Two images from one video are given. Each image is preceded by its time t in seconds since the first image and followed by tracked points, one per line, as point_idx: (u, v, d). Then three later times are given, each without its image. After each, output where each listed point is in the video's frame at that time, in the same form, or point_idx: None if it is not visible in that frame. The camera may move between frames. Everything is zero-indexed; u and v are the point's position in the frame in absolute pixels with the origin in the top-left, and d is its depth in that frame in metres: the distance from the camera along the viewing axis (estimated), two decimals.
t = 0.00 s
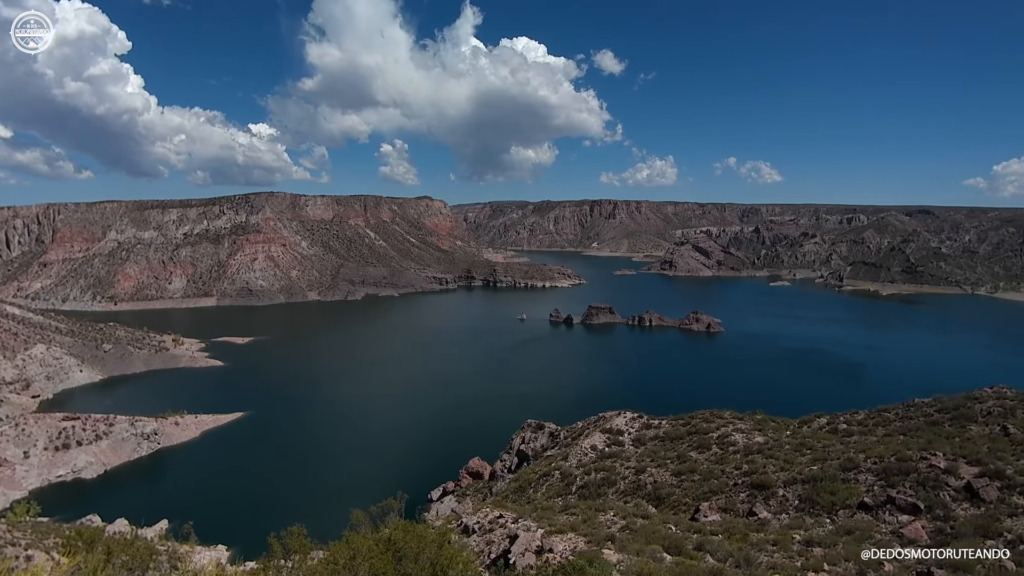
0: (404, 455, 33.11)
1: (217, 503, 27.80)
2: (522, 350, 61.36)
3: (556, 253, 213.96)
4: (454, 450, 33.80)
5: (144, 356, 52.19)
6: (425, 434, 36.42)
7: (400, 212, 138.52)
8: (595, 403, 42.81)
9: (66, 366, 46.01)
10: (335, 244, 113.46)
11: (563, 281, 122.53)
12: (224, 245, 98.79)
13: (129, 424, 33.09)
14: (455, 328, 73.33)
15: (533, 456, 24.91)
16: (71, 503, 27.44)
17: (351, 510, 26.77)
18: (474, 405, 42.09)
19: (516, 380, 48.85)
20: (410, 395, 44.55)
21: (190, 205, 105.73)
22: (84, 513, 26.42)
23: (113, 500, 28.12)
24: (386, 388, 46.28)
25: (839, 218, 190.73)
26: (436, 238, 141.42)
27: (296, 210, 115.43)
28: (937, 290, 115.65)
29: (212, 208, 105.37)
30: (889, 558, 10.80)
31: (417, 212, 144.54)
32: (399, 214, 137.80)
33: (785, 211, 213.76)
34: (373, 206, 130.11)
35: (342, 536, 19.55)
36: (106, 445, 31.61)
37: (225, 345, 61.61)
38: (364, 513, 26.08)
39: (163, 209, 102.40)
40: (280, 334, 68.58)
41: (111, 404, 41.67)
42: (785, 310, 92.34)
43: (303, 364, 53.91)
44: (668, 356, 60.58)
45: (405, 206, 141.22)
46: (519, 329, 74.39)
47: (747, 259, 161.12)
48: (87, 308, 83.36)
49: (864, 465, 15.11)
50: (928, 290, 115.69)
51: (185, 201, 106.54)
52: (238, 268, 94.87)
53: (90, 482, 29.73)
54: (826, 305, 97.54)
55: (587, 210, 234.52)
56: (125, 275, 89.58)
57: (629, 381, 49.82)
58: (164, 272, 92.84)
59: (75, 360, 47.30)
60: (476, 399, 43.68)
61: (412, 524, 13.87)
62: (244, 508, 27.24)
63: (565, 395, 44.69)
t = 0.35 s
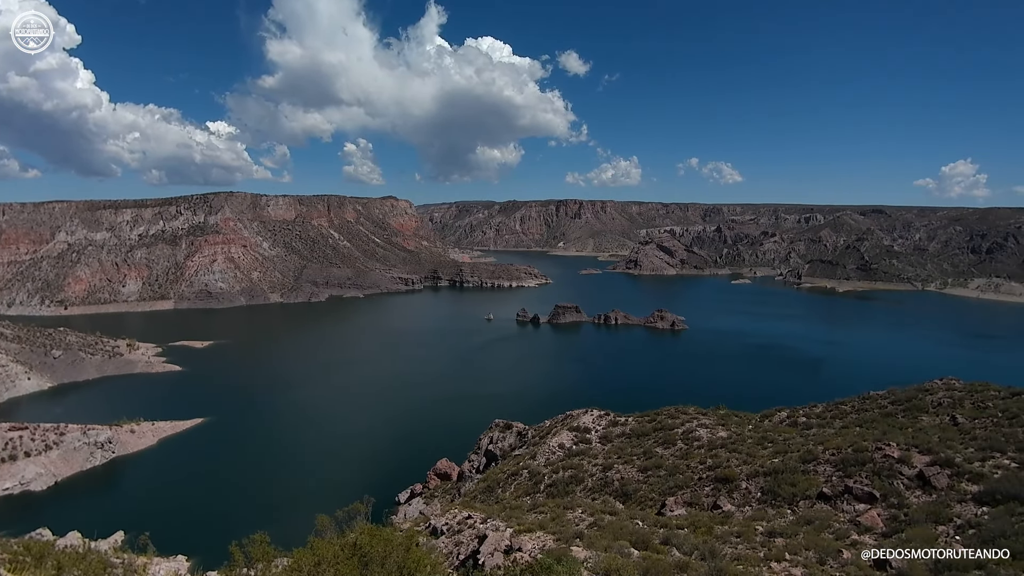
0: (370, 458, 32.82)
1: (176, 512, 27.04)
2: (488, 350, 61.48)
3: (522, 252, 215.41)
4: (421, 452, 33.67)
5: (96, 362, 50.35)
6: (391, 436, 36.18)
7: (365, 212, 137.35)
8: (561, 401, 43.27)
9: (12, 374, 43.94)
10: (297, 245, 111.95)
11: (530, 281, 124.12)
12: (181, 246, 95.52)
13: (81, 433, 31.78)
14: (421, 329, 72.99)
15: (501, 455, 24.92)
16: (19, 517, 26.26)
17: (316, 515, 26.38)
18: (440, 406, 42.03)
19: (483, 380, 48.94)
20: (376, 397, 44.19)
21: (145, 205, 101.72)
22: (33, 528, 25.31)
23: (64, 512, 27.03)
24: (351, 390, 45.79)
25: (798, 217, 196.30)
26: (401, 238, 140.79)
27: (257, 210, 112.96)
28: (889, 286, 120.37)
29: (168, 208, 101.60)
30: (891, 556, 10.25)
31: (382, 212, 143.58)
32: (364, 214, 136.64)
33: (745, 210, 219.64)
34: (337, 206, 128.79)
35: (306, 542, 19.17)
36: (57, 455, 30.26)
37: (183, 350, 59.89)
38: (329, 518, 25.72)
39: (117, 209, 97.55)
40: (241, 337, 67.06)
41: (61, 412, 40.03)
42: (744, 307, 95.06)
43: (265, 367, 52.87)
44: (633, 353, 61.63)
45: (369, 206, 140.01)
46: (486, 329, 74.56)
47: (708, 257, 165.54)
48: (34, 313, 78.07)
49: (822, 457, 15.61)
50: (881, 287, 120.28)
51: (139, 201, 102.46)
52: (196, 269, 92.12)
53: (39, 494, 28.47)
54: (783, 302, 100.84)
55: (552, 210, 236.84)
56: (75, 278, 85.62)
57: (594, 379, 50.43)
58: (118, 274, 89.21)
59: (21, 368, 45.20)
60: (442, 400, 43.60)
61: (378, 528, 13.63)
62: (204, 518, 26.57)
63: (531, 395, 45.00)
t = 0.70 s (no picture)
0: (333, 461, 32.39)
1: (129, 524, 26.09)
2: (453, 351, 61.36)
3: (487, 252, 215.80)
4: (386, 454, 33.38)
5: (43, 369, 48.11)
6: (355, 439, 35.77)
7: (326, 212, 135.45)
8: (525, 400, 43.51)
9: None
10: (256, 246, 109.52)
11: (495, 281, 125.43)
12: (133, 248, 91.70)
13: (26, 444, 30.38)
14: (385, 330, 72.35)
15: (467, 456, 24.86)
16: None
17: (278, 521, 25.88)
18: (404, 407, 41.80)
19: (447, 381, 48.79)
20: (339, 399, 43.63)
21: (94, 205, 96.35)
22: None
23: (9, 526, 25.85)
24: (313, 393, 45.11)
25: (756, 216, 201.91)
26: (364, 238, 139.43)
27: (214, 210, 109.59)
28: (843, 283, 124.77)
29: (119, 209, 96.47)
30: (889, 557, 9.74)
31: (344, 212, 141.94)
32: (325, 214, 134.69)
33: (706, 210, 224.66)
34: (298, 206, 126.63)
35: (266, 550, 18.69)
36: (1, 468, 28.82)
37: (137, 355, 57.90)
38: (292, 524, 25.28)
39: (64, 210, 91.98)
40: (198, 341, 65.22)
41: (5, 422, 38.22)
42: (704, 304, 97.44)
43: (223, 371, 51.60)
44: (597, 351, 62.48)
45: (331, 206, 138.36)
46: (451, 329, 74.39)
47: (669, 256, 169.20)
48: None
49: (781, 449, 16.08)
50: (836, 283, 124.54)
51: (89, 201, 97.07)
52: (150, 272, 88.76)
53: None
54: (741, 300, 103.75)
55: (517, 210, 238.17)
56: (18, 282, 81.34)
57: (559, 378, 50.77)
58: (65, 277, 85.13)
59: None
60: (406, 401, 43.35)
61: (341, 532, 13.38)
62: (160, 529, 25.72)
63: (496, 394, 45.10)
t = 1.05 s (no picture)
0: (290, 468, 31.73)
1: (70, 542, 24.79)
2: (412, 353, 60.86)
3: (446, 252, 215.21)
4: (344, 459, 32.90)
5: None
6: (312, 444, 35.13)
7: (280, 213, 132.45)
8: (485, 400, 43.60)
9: None
10: (206, 248, 105.86)
11: (454, 281, 126.46)
12: (73, 250, 87.02)
13: None
14: (342, 333, 71.16)
15: (428, 458, 24.66)
16: None
17: (232, 533, 25.09)
18: (362, 411, 41.25)
19: (406, 383, 48.37)
20: (294, 404, 42.67)
21: (29, 205, 90.92)
22: None
23: None
24: (267, 399, 43.99)
25: (709, 215, 207.81)
26: (319, 239, 137.08)
27: (161, 210, 105.25)
28: (793, 280, 129.53)
29: (57, 209, 91.42)
30: (855, 547, 9.95)
31: (298, 213, 139.17)
32: (279, 215, 131.66)
33: (661, 210, 229.89)
34: (250, 206, 123.27)
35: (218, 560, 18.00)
36: None
37: (77, 363, 55.15)
38: (246, 533, 24.62)
39: None
40: (144, 347, 62.63)
41: None
42: (660, 302, 99.68)
43: (172, 378, 49.76)
44: (557, 350, 63.02)
45: (285, 207, 135.43)
46: (410, 331, 73.75)
47: (626, 255, 172.64)
48: None
49: (736, 442, 16.57)
50: (786, 280, 129.25)
51: (23, 201, 91.57)
52: (92, 275, 84.44)
53: None
54: (695, 297, 106.65)
55: (475, 211, 238.55)
56: None
57: (521, 377, 50.91)
58: None
59: None
60: (364, 404, 42.80)
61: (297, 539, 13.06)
62: (103, 546, 24.53)
63: (455, 395, 45.02)
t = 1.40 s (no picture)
0: (249, 474, 31.05)
1: (12, 558, 23.60)
2: (373, 354, 60.18)
3: (407, 252, 213.40)
4: (305, 463, 32.37)
5: None
6: (271, 449, 34.43)
7: (234, 213, 129.03)
8: (447, 401, 43.54)
9: None
10: (156, 249, 101.96)
11: (415, 282, 126.08)
12: (10, 253, 82.40)
13: None
14: (301, 335, 69.77)
15: (390, 461, 24.37)
16: None
17: (187, 542, 24.37)
18: (322, 414, 40.61)
19: (366, 385, 47.83)
20: (251, 409, 41.67)
21: None
22: None
23: None
24: (222, 404, 42.82)
25: (667, 215, 212.27)
26: (276, 240, 134.08)
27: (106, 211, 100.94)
28: (748, 278, 133.45)
29: None
30: (808, 535, 10.31)
31: (253, 213, 135.86)
32: (233, 215, 128.19)
33: (620, 210, 233.69)
34: (202, 207, 119.51)
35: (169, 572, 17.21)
36: None
37: (16, 371, 52.34)
38: (202, 543, 23.95)
39: None
40: (89, 353, 59.87)
41: None
42: (620, 301, 101.28)
43: (120, 384, 47.83)
44: (519, 350, 63.30)
45: (239, 207, 131.91)
46: (370, 332, 72.90)
47: (587, 254, 174.86)
48: None
49: (695, 437, 16.97)
50: (741, 278, 133.15)
51: None
52: (31, 278, 80.13)
53: None
54: (653, 295, 108.99)
55: (436, 211, 237.64)
56: None
57: (483, 377, 50.97)
58: None
59: None
60: (324, 408, 42.14)
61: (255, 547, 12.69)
62: (49, 561, 23.44)
63: (416, 396, 44.75)
